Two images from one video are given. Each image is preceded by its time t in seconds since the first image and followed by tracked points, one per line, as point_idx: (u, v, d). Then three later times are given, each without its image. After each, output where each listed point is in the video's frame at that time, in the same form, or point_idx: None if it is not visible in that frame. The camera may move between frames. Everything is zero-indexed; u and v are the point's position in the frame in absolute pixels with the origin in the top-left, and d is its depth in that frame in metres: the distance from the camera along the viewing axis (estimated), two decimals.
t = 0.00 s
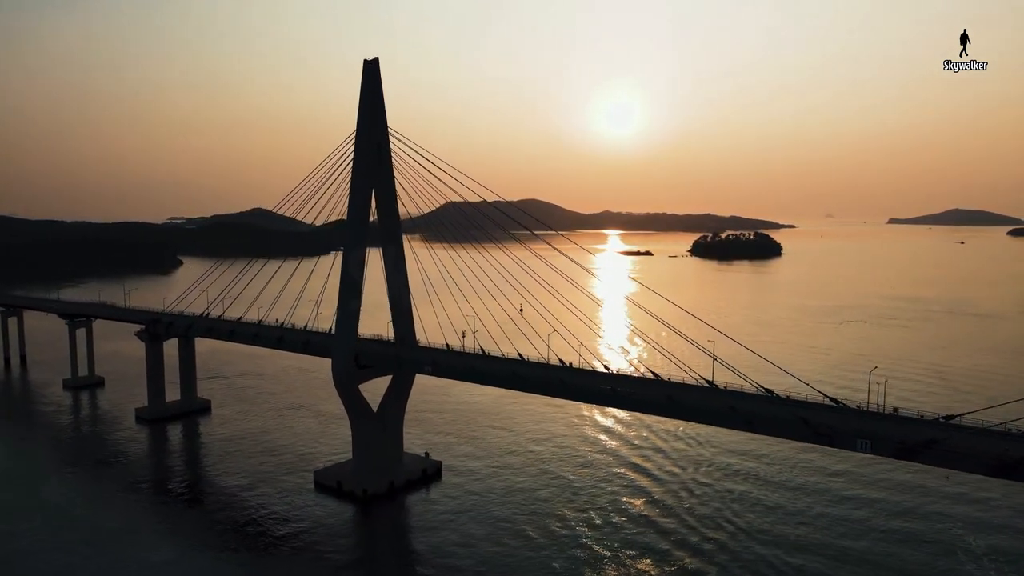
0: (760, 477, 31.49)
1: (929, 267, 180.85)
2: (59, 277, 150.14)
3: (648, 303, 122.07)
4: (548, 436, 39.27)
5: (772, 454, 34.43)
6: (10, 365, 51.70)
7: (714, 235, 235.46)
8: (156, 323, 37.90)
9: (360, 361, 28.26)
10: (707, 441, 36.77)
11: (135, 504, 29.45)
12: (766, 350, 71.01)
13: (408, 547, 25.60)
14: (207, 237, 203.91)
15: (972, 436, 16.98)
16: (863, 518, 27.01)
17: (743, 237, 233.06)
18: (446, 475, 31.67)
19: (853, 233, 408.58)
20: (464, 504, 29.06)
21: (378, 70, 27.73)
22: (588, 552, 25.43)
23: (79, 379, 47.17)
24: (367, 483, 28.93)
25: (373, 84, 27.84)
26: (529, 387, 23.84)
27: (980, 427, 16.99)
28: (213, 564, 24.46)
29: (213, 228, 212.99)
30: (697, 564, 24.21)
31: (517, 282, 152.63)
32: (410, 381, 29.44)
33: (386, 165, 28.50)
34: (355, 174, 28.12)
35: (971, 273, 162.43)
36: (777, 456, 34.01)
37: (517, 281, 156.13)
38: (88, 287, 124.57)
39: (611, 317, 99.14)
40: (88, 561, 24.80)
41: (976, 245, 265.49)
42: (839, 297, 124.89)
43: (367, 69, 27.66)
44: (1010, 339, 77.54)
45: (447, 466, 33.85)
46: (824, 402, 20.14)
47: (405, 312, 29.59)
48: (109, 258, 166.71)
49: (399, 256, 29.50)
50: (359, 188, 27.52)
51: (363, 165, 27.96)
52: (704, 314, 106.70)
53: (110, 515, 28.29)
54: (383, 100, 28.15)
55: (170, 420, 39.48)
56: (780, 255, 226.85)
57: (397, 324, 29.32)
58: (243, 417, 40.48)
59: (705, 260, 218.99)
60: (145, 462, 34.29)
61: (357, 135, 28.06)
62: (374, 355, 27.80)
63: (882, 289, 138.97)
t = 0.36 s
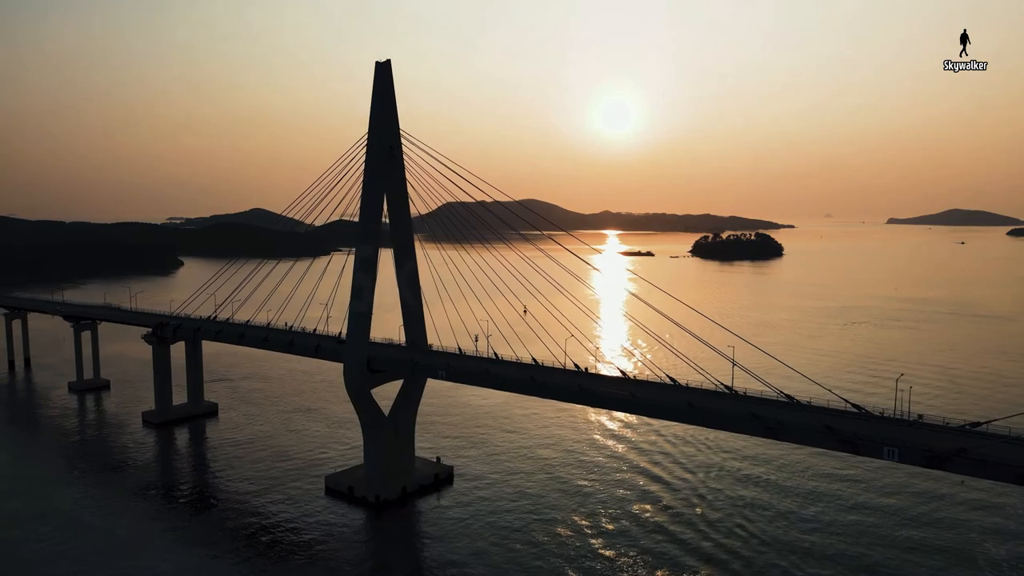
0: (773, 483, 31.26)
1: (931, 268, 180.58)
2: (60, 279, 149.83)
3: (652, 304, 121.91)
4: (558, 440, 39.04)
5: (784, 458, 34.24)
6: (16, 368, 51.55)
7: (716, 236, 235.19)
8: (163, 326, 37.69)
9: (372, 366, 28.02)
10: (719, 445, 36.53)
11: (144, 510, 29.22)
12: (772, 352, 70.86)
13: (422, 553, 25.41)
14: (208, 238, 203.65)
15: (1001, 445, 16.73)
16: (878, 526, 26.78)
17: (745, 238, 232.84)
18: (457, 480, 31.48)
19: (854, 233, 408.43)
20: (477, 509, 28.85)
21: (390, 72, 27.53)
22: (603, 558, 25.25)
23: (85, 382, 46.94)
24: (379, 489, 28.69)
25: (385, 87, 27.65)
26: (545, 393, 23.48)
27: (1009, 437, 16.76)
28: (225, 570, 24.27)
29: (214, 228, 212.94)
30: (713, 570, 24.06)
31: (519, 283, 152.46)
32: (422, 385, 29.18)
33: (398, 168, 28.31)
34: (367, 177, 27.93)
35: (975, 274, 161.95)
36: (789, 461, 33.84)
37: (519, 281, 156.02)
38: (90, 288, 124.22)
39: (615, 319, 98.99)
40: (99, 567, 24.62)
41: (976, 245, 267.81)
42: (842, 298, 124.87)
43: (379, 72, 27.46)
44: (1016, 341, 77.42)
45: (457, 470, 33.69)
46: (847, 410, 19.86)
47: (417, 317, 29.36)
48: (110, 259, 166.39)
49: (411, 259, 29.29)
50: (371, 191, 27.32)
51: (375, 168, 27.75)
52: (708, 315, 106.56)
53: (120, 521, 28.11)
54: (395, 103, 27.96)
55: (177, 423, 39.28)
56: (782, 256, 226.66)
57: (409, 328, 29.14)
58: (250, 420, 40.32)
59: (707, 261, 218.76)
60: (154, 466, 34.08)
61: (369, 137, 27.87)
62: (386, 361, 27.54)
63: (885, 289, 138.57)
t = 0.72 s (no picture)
0: (787, 489, 31.04)
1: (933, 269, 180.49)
2: (61, 280, 149.46)
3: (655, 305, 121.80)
4: (567, 444, 38.83)
5: (796, 464, 34.06)
6: (21, 370, 51.24)
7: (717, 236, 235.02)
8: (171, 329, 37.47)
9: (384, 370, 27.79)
10: (732, 450, 36.33)
11: (154, 515, 28.93)
12: (778, 355, 70.81)
13: (436, 558, 25.21)
14: (208, 238, 203.21)
15: None
16: (895, 535, 26.61)
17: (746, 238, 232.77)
18: (469, 485, 31.31)
19: (854, 234, 408.35)
20: (493, 516, 28.56)
21: (402, 74, 27.36)
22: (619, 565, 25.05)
23: (90, 385, 46.68)
24: (392, 495, 28.46)
25: (397, 89, 27.49)
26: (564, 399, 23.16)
27: None
28: None
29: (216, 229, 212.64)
30: None
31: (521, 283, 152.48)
32: (435, 389, 28.97)
33: (410, 171, 28.13)
34: (379, 180, 27.75)
35: (979, 274, 161.38)
36: (802, 467, 33.65)
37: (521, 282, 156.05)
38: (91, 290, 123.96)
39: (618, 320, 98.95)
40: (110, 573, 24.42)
41: (977, 245, 268.38)
42: (845, 299, 124.89)
43: (391, 74, 27.31)
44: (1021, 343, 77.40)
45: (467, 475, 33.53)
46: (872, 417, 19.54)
47: (430, 321, 29.15)
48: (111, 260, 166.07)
49: (423, 263, 29.08)
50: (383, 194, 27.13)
51: (387, 172, 27.57)
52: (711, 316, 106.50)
53: (130, 527, 27.88)
54: (407, 105, 27.79)
55: (185, 427, 39.06)
56: (783, 257, 226.47)
57: (421, 333, 28.93)
58: (258, 423, 40.13)
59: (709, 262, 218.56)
60: (162, 470, 33.86)
61: (381, 141, 27.70)
62: (399, 365, 27.29)
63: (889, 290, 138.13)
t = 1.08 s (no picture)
0: (801, 496, 30.85)
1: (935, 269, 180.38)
2: (62, 281, 149.22)
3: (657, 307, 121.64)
4: (577, 449, 38.65)
5: (810, 470, 33.87)
6: (25, 373, 51.02)
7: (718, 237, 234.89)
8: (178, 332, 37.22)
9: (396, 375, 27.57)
10: (744, 454, 36.16)
11: (164, 521, 28.69)
12: (784, 357, 70.71)
13: (450, 565, 25.02)
14: (210, 239, 202.93)
15: None
16: (912, 543, 26.47)
17: (747, 239, 232.39)
18: (482, 490, 31.14)
19: (854, 234, 408.59)
20: (505, 522, 28.39)
21: (415, 76, 27.17)
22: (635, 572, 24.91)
23: (96, 388, 46.43)
24: (405, 501, 28.26)
25: (410, 91, 27.30)
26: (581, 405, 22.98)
27: None
28: None
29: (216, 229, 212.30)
30: None
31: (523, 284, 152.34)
32: (447, 394, 28.78)
33: (423, 175, 27.94)
34: (391, 184, 27.55)
35: (981, 275, 161.22)
36: (816, 473, 33.46)
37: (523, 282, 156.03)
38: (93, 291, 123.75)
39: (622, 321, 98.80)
40: None
41: (981, 245, 267.66)
42: (847, 300, 124.77)
43: (404, 76, 27.12)
44: None
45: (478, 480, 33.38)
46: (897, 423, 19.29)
47: (443, 326, 28.96)
48: (112, 261, 165.85)
49: (435, 268, 28.85)
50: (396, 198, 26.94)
51: (400, 176, 27.40)
52: (715, 317, 106.39)
53: (139, 533, 27.68)
54: (420, 108, 27.60)
55: (192, 431, 38.82)
56: (784, 258, 226.27)
57: (433, 337, 28.74)
58: (266, 426, 39.95)
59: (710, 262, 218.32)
60: (169, 475, 33.61)
61: (393, 143, 27.54)
62: (411, 369, 27.04)
63: (892, 291, 138.00)
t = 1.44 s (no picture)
0: (815, 505, 30.69)
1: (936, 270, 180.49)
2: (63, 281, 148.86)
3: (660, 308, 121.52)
4: (588, 453, 38.47)
5: (823, 477, 33.75)
6: (31, 376, 50.86)
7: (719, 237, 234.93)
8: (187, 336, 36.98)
9: (409, 380, 27.37)
10: (756, 460, 36.01)
11: (174, 527, 28.50)
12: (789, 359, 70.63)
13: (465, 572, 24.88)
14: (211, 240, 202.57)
15: None
16: (928, 553, 26.38)
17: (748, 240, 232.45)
18: (494, 495, 30.98)
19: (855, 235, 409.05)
20: (518, 529, 28.19)
21: (428, 78, 26.95)
22: None
23: (102, 391, 46.22)
24: (419, 506, 28.10)
25: (423, 94, 27.08)
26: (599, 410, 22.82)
27: None
28: None
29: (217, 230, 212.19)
30: None
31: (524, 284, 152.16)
32: (460, 398, 28.58)
33: (435, 178, 27.72)
34: (405, 188, 27.33)
35: (984, 275, 161.27)
36: (829, 480, 33.32)
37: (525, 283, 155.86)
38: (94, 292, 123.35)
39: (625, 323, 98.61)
40: None
41: (979, 245, 270.64)
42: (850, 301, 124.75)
43: (417, 78, 26.91)
44: None
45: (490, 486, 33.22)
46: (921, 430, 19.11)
47: (456, 332, 28.76)
48: (113, 262, 165.44)
49: (448, 272, 28.64)
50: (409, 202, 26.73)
51: (413, 180, 27.20)
52: (718, 319, 106.28)
53: (149, 539, 27.47)
54: (433, 111, 27.39)
55: (200, 435, 38.63)
56: (785, 258, 226.31)
57: (446, 341, 28.54)
58: (274, 430, 39.78)
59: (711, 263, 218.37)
60: (178, 480, 33.40)
61: (407, 147, 27.33)
62: (425, 374, 26.83)
63: (894, 292, 138.03)
